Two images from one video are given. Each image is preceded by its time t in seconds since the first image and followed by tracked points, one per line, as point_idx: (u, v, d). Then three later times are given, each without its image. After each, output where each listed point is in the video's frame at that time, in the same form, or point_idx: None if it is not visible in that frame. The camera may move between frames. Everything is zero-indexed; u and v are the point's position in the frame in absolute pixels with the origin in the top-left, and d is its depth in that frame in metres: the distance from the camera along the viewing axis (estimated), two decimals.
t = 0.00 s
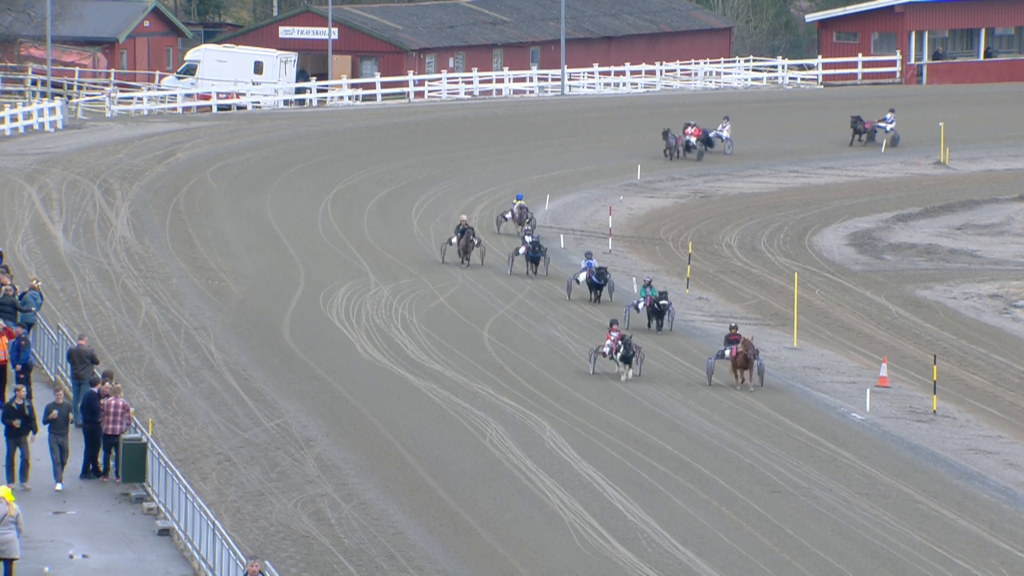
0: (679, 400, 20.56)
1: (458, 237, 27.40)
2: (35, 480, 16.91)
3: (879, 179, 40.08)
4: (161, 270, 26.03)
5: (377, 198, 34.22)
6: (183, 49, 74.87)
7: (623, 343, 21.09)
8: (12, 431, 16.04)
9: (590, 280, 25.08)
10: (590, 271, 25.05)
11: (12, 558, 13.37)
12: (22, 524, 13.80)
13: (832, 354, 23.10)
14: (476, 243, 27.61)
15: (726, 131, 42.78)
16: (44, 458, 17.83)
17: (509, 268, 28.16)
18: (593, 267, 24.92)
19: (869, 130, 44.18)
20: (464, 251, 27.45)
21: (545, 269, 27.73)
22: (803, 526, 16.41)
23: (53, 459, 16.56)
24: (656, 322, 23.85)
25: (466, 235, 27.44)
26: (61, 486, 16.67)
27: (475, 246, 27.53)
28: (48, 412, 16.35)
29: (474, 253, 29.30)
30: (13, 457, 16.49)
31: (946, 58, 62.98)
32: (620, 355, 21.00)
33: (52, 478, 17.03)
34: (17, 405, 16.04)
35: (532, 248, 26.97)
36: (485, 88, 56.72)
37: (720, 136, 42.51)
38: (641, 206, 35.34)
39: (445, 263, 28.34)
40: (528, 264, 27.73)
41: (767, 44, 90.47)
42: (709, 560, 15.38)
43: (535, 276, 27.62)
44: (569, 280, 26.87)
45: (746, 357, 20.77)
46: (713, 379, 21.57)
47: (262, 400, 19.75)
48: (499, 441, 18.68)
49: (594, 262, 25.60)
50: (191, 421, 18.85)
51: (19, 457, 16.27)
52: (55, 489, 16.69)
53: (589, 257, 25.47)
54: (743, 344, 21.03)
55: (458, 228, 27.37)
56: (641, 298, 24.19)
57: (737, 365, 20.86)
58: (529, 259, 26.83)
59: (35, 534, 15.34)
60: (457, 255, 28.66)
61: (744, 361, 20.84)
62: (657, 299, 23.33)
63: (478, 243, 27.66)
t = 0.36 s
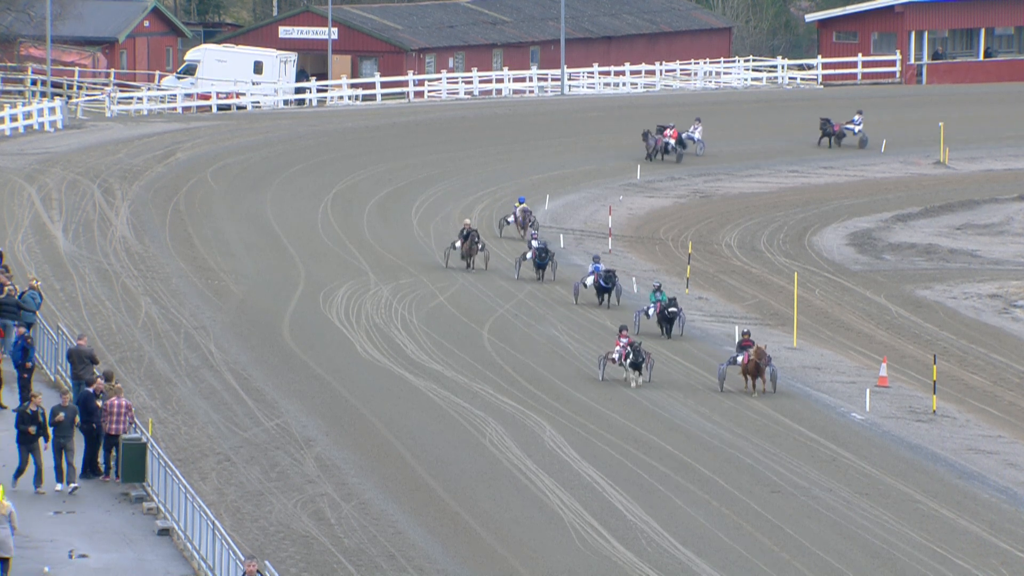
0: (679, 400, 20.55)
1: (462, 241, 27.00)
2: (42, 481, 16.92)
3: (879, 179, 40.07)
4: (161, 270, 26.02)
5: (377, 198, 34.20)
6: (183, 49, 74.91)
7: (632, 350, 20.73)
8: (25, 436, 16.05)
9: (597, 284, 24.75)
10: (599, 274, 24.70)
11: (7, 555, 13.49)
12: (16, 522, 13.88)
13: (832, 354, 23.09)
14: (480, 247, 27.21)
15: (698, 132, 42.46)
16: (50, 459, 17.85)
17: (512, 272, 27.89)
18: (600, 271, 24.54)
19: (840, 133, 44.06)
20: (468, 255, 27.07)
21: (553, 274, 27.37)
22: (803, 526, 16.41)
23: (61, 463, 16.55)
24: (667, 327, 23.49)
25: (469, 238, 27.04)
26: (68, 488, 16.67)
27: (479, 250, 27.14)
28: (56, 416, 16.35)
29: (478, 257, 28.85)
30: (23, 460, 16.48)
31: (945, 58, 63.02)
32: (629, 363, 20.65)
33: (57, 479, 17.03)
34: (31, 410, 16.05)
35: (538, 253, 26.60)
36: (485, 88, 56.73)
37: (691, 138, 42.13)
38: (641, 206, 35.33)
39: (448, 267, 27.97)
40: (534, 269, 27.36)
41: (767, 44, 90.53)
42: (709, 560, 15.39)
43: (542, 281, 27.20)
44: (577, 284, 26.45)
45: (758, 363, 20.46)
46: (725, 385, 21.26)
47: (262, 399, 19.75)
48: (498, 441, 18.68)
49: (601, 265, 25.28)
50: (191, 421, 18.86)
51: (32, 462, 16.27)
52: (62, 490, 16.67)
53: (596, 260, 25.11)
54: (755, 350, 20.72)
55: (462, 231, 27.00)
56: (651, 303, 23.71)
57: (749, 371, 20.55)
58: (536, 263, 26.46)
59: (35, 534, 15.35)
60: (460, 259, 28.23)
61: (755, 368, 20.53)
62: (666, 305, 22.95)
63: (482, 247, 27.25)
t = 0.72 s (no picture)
0: (679, 399, 20.56)
1: (467, 246, 26.73)
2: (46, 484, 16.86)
3: (879, 179, 40.06)
4: (160, 270, 26.03)
5: (377, 198, 34.19)
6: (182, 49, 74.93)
7: (641, 355, 20.50)
8: (31, 438, 16.02)
9: (606, 289, 24.49)
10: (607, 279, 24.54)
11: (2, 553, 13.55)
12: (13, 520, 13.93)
13: (832, 354, 23.08)
14: (485, 252, 26.91)
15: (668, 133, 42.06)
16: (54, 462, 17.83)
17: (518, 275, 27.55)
18: (609, 274, 24.32)
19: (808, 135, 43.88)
20: (472, 259, 26.75)
21: (560, 279, 26.99)
22: (803, 525, 16.42)
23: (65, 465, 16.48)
24: (676, 333, 23.23)
25: (474, 243, 26.73)
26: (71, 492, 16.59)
27: (484, 254, 26.83)
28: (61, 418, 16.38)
29: (483, 261, 28.44)
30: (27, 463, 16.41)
31: (945, 58, 63.02)
32: (638, 368, 20.42)
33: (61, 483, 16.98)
34: (37, 412, 16.01)
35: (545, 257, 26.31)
36: (485, 88, 56.73)
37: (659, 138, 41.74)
38: (640, 206, 35.33)
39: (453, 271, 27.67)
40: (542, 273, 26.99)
41: (766, 44, 90.55)
42: (708, 559, 15.39)
43: (551, 286, 26.85)
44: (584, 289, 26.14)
45: (768, 369, 20.17)
46: (737, 392, 20.98)
47: (261, 399, 19.76)
48: (498, 440, 18.68)
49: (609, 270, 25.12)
50: (190, 420, 18.86)
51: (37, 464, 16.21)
52: (65, 494, 16.56)
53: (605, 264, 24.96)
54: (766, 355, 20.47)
55: (465, 236, 26.72)
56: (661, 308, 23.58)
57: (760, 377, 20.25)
58: (544, 268, 26.16)
59: (34, 534, 15.36)
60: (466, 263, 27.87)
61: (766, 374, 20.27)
62: (676, 309, 22.69)
63: (487, 252, 26.95)
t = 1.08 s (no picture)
0: (676, 398, 20.61)
1: (471, 250, 26.45)
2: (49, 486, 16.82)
3: (877, 178, 40.08)
4: (159, 269, 26.06)
5: (376, 197, 34.22)
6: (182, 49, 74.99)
7: (650, 360, 20.11)
8: (34, 437, 15.96)
9: (614, 292, 24.29)
10: (616, 282, 24.20)
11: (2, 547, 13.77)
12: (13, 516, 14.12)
13: (830, 353, 23.12)
14: (489, 255, 26.63)
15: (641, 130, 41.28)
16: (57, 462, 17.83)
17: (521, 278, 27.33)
18: (617, 278, 24.08)
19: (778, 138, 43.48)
20: (477, 263, 26.48)
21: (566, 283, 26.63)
22: (801, 524, 16.47)
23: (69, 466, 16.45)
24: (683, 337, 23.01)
25: (479, 247, 26.45)
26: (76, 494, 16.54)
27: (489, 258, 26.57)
28: (65, 419, 16.36)
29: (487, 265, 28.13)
30: (30, 463, 16.36)
31: (942, 58, 63.17)
32: (647, 372, 20.02)
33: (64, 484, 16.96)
34: (38, 410, 15.96)
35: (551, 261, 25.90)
36: (484, 87, 56.78)
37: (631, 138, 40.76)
38: (639, 206, 35.39)
39: (456, 274, 27.30)
40: (548, 276, 26.74)
41: (764, 43, 90.61)
42: (706, 558, 15.43)
43: (556, 289, 26.62)
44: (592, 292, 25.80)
45: (778, 374, 20.03)
46: (745, 396, 20.80)
47: (260, 398, 19.80)
48: (497, 439, 18.71)
49: (616, 273, 24.88)
50: (189, 419, 18.91)
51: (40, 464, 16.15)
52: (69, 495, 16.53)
53: (612, 267, 24.72)
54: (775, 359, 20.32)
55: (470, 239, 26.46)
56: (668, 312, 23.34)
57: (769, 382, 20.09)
58: (551, 271, 25.76)
59: (34, 533, 15.40)
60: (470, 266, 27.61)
61: (776, 379, 20.12)
62: (684, 313, 22.54)
63: (491, 255, 26.68)
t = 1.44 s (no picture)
0: (674, 395, 20.77)
1: (476, 253, 26.23)
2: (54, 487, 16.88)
3: (873, 178, 40.24)
4: (161, 268, 26.23)
5: (376, 197, 34.38)
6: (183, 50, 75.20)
7: (658, 364, 20.14)
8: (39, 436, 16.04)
9: (621, 294, 24.21)
10: (622, 284, 24.19)
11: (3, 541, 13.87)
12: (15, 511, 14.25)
13: (826, 350, 23.27)
14: (494, 259, 26.45)
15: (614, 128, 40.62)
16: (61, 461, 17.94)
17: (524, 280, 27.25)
18: (624, 281, 24.00)
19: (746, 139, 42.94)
20: (482, 266, 26.28)
21: (572, 285, 26.55)
22: (797, 520, 16.64)
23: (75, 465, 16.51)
24: (691, 341, 22.80)
25: (484, 250, 26.24)
26: (82, 493, 16.58)
27: (494, 261, 26.38)
28: (71, 422, 16.38)
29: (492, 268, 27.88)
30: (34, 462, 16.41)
31: (937, 58, 63.40)
32: (655, 377, 20.04)
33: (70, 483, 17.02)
34: (42, 413, 16.04)
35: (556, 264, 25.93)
36: (483, 88, 56.93)
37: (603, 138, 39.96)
38: (636, 205, 35.55)
39: (461, 277, 27.16)
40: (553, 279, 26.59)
41: (761, 44, 90.81)
42: (702, 554, 15.58)
43: (562, 292, 26.42)
44: (598, 295, 25.72)
45: (783, 379, 19.79)
46: (752, 400, 20.57)
47: (261, 395, 19.96)
48: (495, 436, 18.87)
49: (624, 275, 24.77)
50: (190, 416, 19.07)
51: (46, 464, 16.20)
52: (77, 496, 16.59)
53: (619, 270, 24.63)
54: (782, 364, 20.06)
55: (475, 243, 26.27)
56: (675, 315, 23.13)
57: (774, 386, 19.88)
58: (556, 275, 25.76)
59: (37, 530, 15.56)
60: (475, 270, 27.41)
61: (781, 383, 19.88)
62: (691, 317, 22.18)
63: (496, 259, 26.51)
